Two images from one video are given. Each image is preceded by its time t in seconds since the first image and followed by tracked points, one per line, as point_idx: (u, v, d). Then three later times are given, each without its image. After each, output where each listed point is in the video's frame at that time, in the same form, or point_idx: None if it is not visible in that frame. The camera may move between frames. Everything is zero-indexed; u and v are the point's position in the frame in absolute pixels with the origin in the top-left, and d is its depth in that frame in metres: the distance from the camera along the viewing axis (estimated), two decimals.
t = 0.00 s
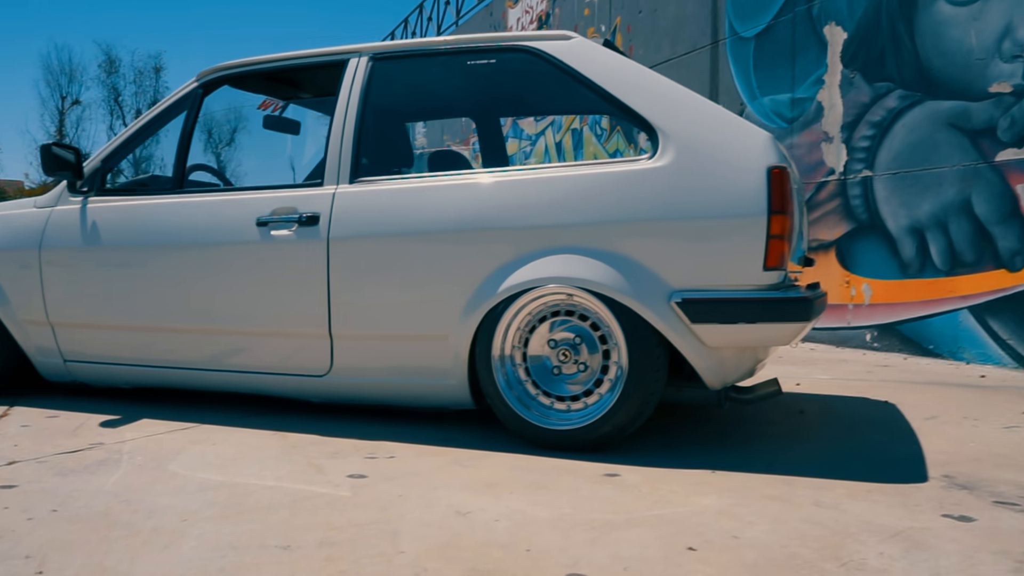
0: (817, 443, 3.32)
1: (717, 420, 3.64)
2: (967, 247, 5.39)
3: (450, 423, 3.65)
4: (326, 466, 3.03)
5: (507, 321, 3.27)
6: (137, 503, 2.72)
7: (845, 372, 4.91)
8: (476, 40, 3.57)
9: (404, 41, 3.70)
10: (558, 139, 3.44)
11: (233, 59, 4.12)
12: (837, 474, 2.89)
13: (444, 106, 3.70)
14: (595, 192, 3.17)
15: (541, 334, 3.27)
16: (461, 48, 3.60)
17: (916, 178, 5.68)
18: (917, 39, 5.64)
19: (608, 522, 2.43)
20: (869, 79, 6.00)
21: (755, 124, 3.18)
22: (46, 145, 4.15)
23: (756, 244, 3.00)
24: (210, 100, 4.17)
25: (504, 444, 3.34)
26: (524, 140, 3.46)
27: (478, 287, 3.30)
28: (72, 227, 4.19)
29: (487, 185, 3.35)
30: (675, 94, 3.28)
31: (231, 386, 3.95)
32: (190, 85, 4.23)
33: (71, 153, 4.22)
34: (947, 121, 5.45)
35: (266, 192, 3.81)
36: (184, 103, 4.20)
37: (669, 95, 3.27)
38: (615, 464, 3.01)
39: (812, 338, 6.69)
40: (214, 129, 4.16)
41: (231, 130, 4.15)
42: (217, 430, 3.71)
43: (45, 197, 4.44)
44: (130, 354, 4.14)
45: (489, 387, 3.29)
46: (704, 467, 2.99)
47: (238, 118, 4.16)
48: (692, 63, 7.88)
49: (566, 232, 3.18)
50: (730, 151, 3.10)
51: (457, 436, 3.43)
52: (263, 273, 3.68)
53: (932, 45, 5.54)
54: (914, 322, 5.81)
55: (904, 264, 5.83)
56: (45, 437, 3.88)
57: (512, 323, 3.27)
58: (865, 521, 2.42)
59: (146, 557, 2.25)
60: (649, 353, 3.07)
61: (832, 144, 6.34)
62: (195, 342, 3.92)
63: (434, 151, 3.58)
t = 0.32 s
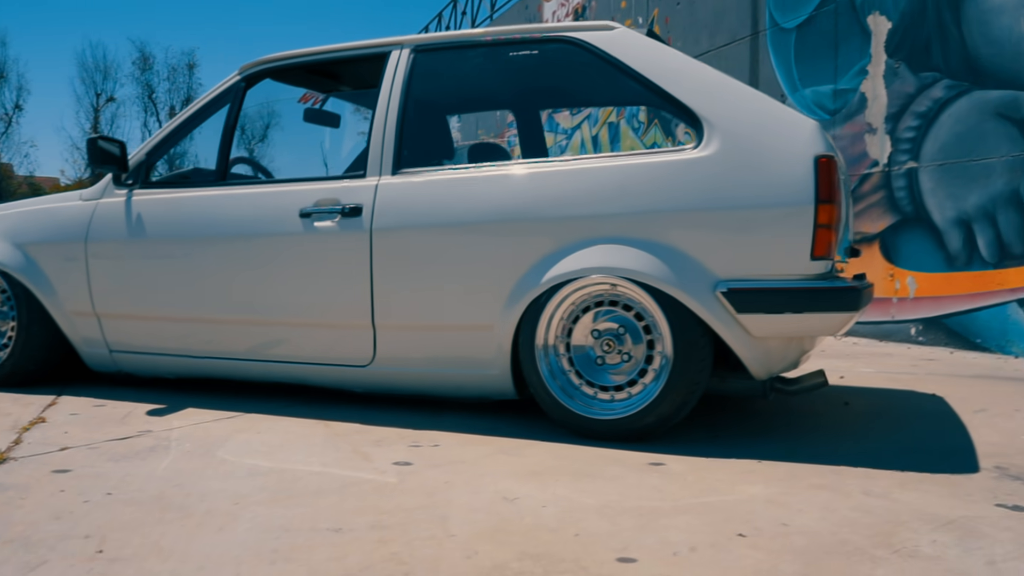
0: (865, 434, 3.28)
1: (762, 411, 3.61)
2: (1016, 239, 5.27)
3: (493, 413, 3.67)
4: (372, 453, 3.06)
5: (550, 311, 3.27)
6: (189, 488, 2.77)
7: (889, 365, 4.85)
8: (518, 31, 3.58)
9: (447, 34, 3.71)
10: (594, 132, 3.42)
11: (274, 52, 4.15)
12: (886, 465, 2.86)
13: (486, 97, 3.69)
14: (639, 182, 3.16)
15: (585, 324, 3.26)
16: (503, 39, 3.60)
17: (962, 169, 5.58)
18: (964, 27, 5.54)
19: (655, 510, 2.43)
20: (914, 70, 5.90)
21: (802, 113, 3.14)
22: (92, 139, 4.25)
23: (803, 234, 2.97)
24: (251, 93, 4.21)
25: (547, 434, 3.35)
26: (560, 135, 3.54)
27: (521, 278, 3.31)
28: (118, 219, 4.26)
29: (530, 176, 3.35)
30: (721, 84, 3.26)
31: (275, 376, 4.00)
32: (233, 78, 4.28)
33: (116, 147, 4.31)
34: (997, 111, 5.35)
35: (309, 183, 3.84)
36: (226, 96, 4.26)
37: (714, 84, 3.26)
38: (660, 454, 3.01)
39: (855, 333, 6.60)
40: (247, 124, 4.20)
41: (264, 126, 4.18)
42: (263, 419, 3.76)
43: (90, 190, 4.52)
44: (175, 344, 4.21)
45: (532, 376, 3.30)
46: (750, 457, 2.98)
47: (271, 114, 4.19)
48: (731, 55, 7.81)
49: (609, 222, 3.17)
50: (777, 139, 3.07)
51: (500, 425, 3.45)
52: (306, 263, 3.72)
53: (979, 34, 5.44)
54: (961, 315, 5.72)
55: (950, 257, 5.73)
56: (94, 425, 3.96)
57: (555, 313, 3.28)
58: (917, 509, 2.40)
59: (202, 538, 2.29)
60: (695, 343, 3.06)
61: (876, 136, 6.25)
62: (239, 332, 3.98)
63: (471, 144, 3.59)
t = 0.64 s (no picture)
0: (909, 426, 3.25)
1: (803, 403, 3.59)
2: None
3: (531, 404, 3.68)
4: (414, 442, 3.09)
5: (590, 301, 3.27)
6: (235, 474, 2.82)
7: (931, 359, 4.79)
8: (557, 22, 3.57)
9: (489, 24, 3.71)
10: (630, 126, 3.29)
11: (312, 45, 4.18)
12: (933, 456, 2.83)
13: (521, 89, 3.69)
14: (680, 172, 3.14)
15: (625, 314, 3.26)
16: (543, 30, 3.59)
17: (1007, 161, 5.48)
18: (1010, 16, 5.44)
19: (700, 497, 2.43)
20: (958, 60, 5.82)
21: (846, 101, 3.10)
22: (132, 133, 4.25)
23: (848, 223, 2.94)
24: (290, 85, 4.24)
25: (586, 424, 3.35)
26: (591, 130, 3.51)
27: (561, 268, 3.31)
28: (157, 213, 4.32)
29: (570, 166, 3.35)
30: (763, 73, 3.23)
31: (313, 367, 4.04)
32: (270, 71, 4.31)
33: (156, 140, 4.35)
34: None
35: (346, 175, 3.86)
36: (264, 90, 4.29)
37: (757, 73, 3.23)
38: (701, 444, 3.01)
39: (896, 328, 6.53)
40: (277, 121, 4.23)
41: (292, 123, 4.21)
42: (303, 409, 3.80)
43: (130, 183, 4.59)
44: (214, 335, 4.25)
45: (573, 367, 3.30)
46: (793, 448, 2.96)
47: (300, 110, 4.22)
48: (768, 46, 7.76)
49: (650, 213, 3.16)
50: (821, 127, 3.04)
51: (539, 416, 3.46)
52: (343, 255, 3.74)
53: None
54: (1005, 309, 5.63)
55: (994, 250, 5.65)
56: (138, 414, 4.02)
57: (595, 303, 3.27)
58: (965, 499, 2.37)
59: (252, 521, 2.33)
60: (738, 333, 3.05)
61: (917, 127, 6.16)
62: (278, 324, 4.01)
63: (510, 135, 3.58)
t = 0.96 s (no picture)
0: (951, 419, 3.21)
1: (841, 396, 3.56)
2: None
3: (566, 396, 3.68)
4: (451, 432, 3.10)
5: (627, 291, 3.26)
6: (275, 461, 2.85)
7: (970, 354, 4.73)
8: (594, 12, 3.56)
9: (522, 15, 3.71)
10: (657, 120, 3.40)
11: (348, 38, 4.20)
12: (977, 448, 2.79)
13: (554, 79, 3.71)
14: (718, 161, 3.13)
15: (662, 304, 3.25)
16: (579, 21, 3.58)
17: None
18: None
19: (741, 486, 2.42)
20: (999, 50, 5.75)
21: (887, 90, 3.08)
22: (172, 126, 4.33)
23: (890, 213, 2.91)
24: (325, 77, 4.26)
25: (623, 415, 3.34)
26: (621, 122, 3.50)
27: (598, 259, 3.31)
28: (193, 205, 4.38)
29: (606, 156, 3.34)
30: (803, 61, 3.21)
31: (348, 358, 4.06)
32: (306, 64, 4.34)
33: (192, 134, 4.43)
34: None
35: (381, 167, 3.88)
36: (300, 82, 4.32)
37: (797, 63, 3.20)
38: (740, 435, 2.99)
39: (931, 323, 6.45)
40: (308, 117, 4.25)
41: (318, 119, 4.23)
42: (338, 399, 3.83)
43: (166, 176, 4.65)
44: (249, 327, 4.29)
45: (609, 357, 3.30)
46: (833, 439, 2.94)
47: (326, 105, 4.24)
48: (802, 37, 7.69)
49: (688, 203, 3.14)
50: (862, 116, 3.02)
51: (575, 407, 3.46)
52: (378, 246, 3.76)
53: None
54: None
55: None
56: (176, 404, 4.07)
57: (632, 294, 3.27)
58: (1012, 489, 2.33)
59: (296, 506, 2.37)
60: (777, 324, 3.04)
61: (955, 118, 6.14)
62: (313, 315, 4.03)
63: (544, 126, 3.61)
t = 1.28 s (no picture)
0: (989, 412, 3.18)
1: (876, 389, 3.54)
2: None
3: (598, 388, 3.68)
4: (485, 422, 3.11)
5: (661, 282, 3.26)
6: (312, 449, 2.87)
7: (1006, 349, 4.68)
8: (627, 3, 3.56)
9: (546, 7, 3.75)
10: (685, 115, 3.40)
11: (381, 30, 4.22)
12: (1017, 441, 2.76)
13: (584, 72, 3.70)
14: (753, 150, 3.12)
15: (696, 295, 3.24)
16: (612, 12, 3.58)
17: None
18: None
19: (779, 475, 2.40)
20: None
21: (925, 78, 3.06)
22: (205, 120, 4.39)
23: (929, 202, 2.88)
24: (358, 70, 4.28)
25: (656, 407, 3.34)
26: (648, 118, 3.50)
27: (631, 249, 3.30)
28: (226, 197, 4.42)
29: (639, 147, 3.33)
30: (838, 50, 3.19)
31: (379, 351, 4.08)
32: (338, 57, 4.36)
33: (226, 127, 4.46)
34: None
35: (413, 159, 3.89)
36: (333, 74, 4.34)
37: (833, 51, 3.19)
38: (775, 427, 2.98)
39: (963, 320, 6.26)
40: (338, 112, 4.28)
41: (341, 116, 4.26)
42: (371, 390, 3.86)
43: (200, 169, 4.70)
44: (280, 320, 4.33)
45: (643, 348, 3.29)
46: (870, 431, 2.92)
47: (348, 102, 4.26)
48: (833, 29, 7.78)
49: (723, 193, 3.13)
50: (901, 105, 2.99)
51: (608, 399, 3.46)
52: (411, 238, 3.78)
53: None
54: None
55: None
56: (209, 395, 4.12)
57: (666, 285, 3.26)
58: None
59: (335, 493, 2.39)
60: (813, 315, 3.02)
61: (991, 111, 6.17)
62: (345, 306, 4.06)
63: (575, 119, 3.60)
